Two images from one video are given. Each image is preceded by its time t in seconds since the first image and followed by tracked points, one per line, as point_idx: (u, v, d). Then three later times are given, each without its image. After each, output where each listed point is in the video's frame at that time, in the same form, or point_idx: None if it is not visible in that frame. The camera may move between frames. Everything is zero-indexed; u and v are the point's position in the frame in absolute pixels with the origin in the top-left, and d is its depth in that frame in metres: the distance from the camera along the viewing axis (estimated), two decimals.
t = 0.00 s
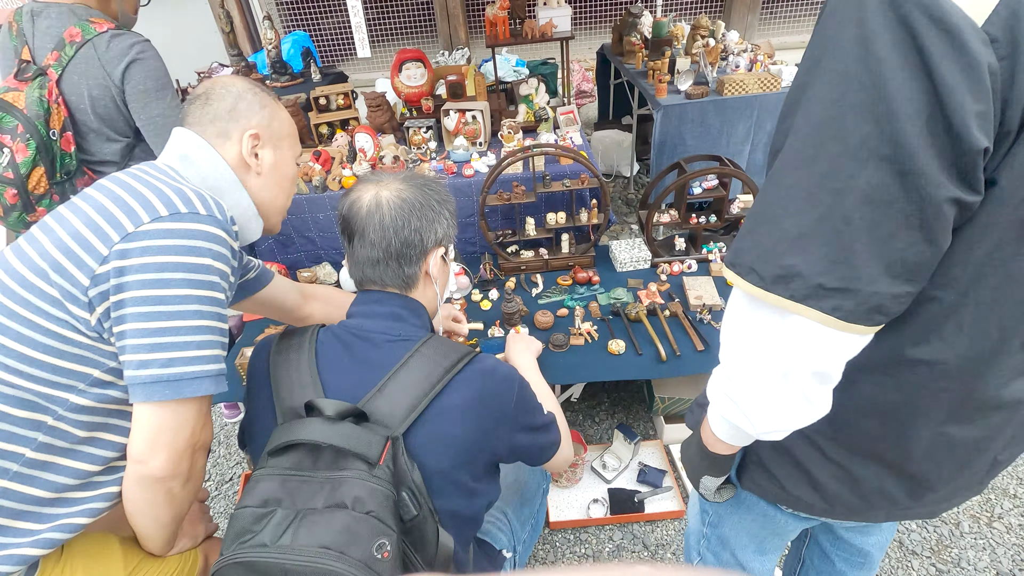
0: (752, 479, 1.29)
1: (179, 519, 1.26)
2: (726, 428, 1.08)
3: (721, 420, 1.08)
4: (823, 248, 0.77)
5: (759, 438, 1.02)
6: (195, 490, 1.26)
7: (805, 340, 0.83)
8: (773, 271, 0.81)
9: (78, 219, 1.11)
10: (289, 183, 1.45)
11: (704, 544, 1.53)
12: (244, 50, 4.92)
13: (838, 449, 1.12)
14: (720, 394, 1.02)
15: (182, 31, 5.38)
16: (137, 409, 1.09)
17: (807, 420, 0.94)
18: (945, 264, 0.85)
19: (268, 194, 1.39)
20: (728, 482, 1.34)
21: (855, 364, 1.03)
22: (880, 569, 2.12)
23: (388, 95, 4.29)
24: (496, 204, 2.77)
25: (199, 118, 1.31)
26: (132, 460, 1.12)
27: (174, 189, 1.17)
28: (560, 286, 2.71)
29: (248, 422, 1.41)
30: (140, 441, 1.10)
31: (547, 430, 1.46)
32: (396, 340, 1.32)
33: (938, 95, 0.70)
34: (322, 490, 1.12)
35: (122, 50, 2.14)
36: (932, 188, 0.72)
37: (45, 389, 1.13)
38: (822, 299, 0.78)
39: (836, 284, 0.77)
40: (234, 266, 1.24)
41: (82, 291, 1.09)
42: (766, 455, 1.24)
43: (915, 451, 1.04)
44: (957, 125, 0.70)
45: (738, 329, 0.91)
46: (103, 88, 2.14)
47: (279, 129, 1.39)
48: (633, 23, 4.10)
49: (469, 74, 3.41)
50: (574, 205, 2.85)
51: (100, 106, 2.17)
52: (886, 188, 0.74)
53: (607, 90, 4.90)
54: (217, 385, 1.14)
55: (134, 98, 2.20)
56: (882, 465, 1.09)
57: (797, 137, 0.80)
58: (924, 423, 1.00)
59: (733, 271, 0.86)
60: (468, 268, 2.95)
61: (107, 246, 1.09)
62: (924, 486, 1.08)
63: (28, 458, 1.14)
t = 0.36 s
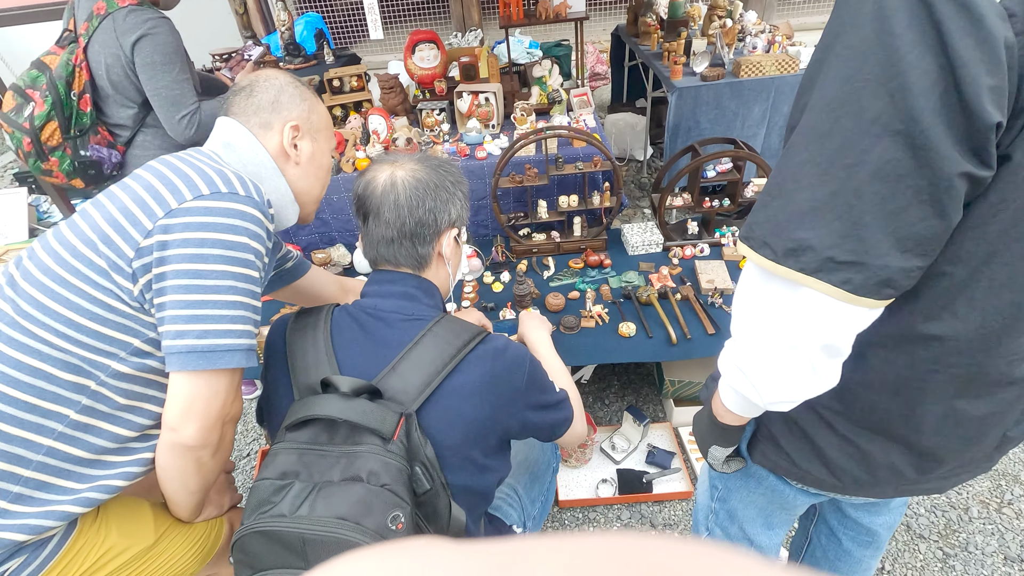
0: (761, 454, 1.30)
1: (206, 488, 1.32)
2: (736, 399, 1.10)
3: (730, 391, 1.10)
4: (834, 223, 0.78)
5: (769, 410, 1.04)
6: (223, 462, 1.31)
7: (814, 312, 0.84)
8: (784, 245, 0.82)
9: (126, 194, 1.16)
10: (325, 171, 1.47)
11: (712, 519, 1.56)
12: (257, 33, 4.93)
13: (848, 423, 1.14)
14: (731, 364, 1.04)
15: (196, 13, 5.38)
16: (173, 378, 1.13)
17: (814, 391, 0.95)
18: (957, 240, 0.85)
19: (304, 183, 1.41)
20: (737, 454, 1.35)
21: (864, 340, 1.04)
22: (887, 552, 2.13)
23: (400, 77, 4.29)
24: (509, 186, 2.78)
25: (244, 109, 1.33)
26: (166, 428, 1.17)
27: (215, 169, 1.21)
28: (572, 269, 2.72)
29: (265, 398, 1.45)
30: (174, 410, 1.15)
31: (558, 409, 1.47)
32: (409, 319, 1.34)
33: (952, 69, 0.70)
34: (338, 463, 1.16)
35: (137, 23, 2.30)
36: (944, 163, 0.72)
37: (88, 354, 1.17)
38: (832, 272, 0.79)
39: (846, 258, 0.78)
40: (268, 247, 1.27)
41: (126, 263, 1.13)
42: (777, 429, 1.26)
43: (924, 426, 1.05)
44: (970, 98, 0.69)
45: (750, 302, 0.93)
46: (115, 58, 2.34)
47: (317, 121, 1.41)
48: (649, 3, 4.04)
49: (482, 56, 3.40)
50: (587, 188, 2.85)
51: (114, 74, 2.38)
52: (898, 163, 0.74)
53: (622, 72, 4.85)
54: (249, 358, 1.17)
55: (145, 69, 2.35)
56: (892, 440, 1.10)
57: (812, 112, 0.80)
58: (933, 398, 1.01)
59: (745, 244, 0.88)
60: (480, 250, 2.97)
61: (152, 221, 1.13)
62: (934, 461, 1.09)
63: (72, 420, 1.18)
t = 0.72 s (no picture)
0: (762, 448, 1.31)
1: (215, 489, 1.33)
2: (738, 394, 1.12)
3: (731, 385, 1.11)
4: (833, 220, 0.79)
5: (769, 403, 1.05)
6: (232, 463, 1.32)
7: (813, 308, 0.85)
8: (785, 241, 0.83)
9: (139, 196, 1.17)
10: (335, 176, 1.48)
11: (712, 513, 1.56)
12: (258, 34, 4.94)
13: (848, 416, 1.15)
14: (732, 359, 1.05)
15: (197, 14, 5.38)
16: (184, 378, 1.14)
17: (812, 384, 0.96)
18: (953, 237, 0.87)
19: (315, 187, 1.42)
20: (737, 448, 1.37)
21: (863, 336, 1.05)
22: (888, 550, 2.14)
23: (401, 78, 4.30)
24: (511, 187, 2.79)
25: (255, 114, 1.35)
26: (176, 428, 1.18)
27: (227, 172, 1.22)
28: (573, 269, 2.73)
29: (272, 398, 1.46)
30: (185, 411, 1.16)
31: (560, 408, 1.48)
32: (416, 319, 1.36)
33: (948, 71, 0.71)
34: (343, 462, 1.17)
35: (135, 13, 2.32)
36: (940, 161, 0.74)
37: (101, 355, 1.18)
38: (831, 269, 0.81)
39: (845, 254, 0.79)
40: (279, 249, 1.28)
41: (139, 264, 1.15)
42: (778, 425, 1.27)
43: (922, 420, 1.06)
44: (965, 100, 0.71)
45: (751, 298, 0.94)
46: (113, 42, 2.37)
47: (326, 126, 1.42)
48: (649, 4, 4.06)
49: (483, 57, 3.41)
50: (588, 189, 2.86)
51: (111, 57, 2.42)
52: (895, 162, 0.75)
53: (622, 73, 4.86)
54: (259, 359, 1.18)
55: (134, 55, 2.36)
56: (891, 433, 1.11)
57: (812, 113, 0.81)
58: (931, 392, 1.02)
59: (748, 241, 0.89)
60: (482, 250, 2.98)
61: (164, 223, 1.14)
62: (933, 455, 1.10)
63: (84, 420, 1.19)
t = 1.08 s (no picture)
0: (741, 445, 1.33)
1: (200, 500, 1.30)
2: (714, 392, 1.13)
3: (709, 385, 1.12)
4: (800, 222, 0.81)
5: (745, 402, 1.07)
6: (217, 473, 1.29)
7: (785, 307, 0.86)
8: (755, 243, 0.85)
9: (120, 203, 1.15)
10: (320, 181, 1.46)
11: (696, 511, 1.58)
12: (235, 38, 4.87)
13: (822, 412, 1.17)
14: (708, 359, 1.06)
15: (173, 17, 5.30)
16: (168, 388, 1.12)
17: (786, 382, 0.98)
18: (916, 235, 0.89)
19: (300, 193, 1.41)
20: (717, 446, 1.39)
21: (833, 334, 1.07)
22: (868, 543, 2.19)
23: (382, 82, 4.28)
24: (493, 190, 2.80)
25: (238, 119, 1.33)
26: (160, 439, 1.15)
27: (210, 177, 1.20)
28: (557, 271, 2.74)
29: (256, 406, 1.44)
30: (170, 421, 1.13)
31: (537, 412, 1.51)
32: (403, 324, 1.35)
33: (904, 76, 0.73)
34: (331, 468, 1.15)
35: (104, 14, 2.27)
36: (900, 163, 0.75)
37: (82, 365, 1.15)
38: (800, 269, 0.82)
39: (813, 254, 0.81)
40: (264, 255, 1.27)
41: (120, 271, 1.12)
42: (755, 423, 1.28)
43: (892, 413, 1.08)
44: (921, 103, 0.73)
45: (725, 299, 0.95)
46: (83, 43, 2.32)
47: (310, 131, 1.41)
48: (627, 9, 4.10)
49: (464, 61, 3.41)
50: (570, 191, 2.87)
51: (81, 58, 2.37)
52: (858, 164, 0.77)
53: (602, 76, 4.90)
54: (244, 367, 1.16)
55: (103, 57, 2.31)
56: (864, 427, 1.14)
57: (778, 117, 0.83)
58: (899, 386, 1.05)
59: (720, 243, 0.91)
60: (465, 254, 2.97)
61: (146, 229, 1.12)
62: (904, 448, 1.12)
63: (65, 432, 1.16)
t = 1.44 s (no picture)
0: (730, 440, 1.33)
1: (193, 500, 1.29)
2: (701, 387, 1.13)
3: (696, 380, 1.12)
4: (782, 217, 0.81)
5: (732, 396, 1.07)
6: (211, 472, 1.28)
7: (769, 302, 0.87)
8: (739, 238, 0.85)
9: (111, 200, 1.14)
10: (313, 180, 1.45)
11: (688, 507, 1.58)
12: (225, 35, 4.82)
13: (808, 406, 1.17)
14: (695, 354, 1.06)
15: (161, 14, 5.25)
16: (160, 386, 1.11)
17: (772, 377, 0.98)
18: (896, 229, 0.89)
19: (292, 192, 1.39)
20: (707, 442, 1.40)
21: (817, 328, 1.08)
22: (861, 537, 2.20)
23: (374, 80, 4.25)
24: (487, 188, 2.79)
25: (230, 118, 1.32)
26: (153, 438, 1.14)
27: (202, 174, 1.19)
28: (551, 269, 2.74)
29: (251, 407, 1.43)
30: (162, 420, 1.12)
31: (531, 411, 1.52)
32: (400, 323, 1.35)
33: (881, 71, 0.73)
34: (326, 468, 1.14)
35: (89, 13, 2.24)
36: (878, 158, 0.76)
37: (73, 363, 1.14)
38: (782, 264, 0.83)
39: (795, 249, 0.81)
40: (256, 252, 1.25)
41: (111, 269, 1.11)
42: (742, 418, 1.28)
43: (876, 406, 1.09)
44: (898, 99, 0.73)
45: (711, 294, 0.95)
46: (68, 43, 2.29)
47: (303, 129, 1.40)
48: (619, 6, 4.09)
49: (456, 58, 3.39)
50: (564, 189, 2.88)
51: (67, 58, 2.34)
52: (837, 159, 0.77)
53: (594, 74, 4.91)
54: (237, 365, 1.15)
55: (88, 57, 2.28)
56: (849, 421, 1.14)
57: (759, 113, 0.83)
58: (883, 380, 1.05)
59: (705, 238, 0.91)
60: (459, 252, 2.96)
61: (137, 226, 1.11)
62: (889, 440, 1.13)
63: (56, 431, 1.14)
